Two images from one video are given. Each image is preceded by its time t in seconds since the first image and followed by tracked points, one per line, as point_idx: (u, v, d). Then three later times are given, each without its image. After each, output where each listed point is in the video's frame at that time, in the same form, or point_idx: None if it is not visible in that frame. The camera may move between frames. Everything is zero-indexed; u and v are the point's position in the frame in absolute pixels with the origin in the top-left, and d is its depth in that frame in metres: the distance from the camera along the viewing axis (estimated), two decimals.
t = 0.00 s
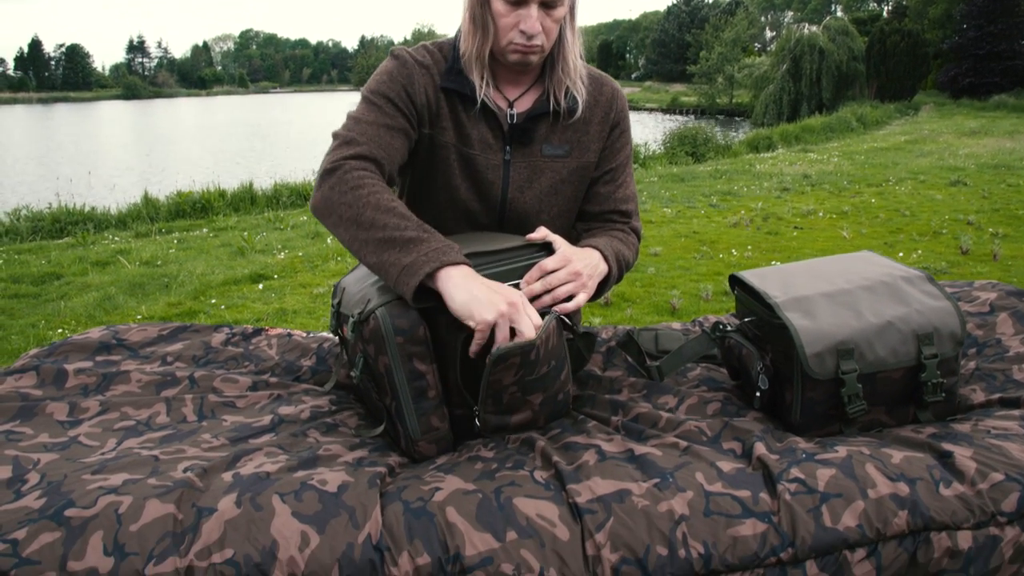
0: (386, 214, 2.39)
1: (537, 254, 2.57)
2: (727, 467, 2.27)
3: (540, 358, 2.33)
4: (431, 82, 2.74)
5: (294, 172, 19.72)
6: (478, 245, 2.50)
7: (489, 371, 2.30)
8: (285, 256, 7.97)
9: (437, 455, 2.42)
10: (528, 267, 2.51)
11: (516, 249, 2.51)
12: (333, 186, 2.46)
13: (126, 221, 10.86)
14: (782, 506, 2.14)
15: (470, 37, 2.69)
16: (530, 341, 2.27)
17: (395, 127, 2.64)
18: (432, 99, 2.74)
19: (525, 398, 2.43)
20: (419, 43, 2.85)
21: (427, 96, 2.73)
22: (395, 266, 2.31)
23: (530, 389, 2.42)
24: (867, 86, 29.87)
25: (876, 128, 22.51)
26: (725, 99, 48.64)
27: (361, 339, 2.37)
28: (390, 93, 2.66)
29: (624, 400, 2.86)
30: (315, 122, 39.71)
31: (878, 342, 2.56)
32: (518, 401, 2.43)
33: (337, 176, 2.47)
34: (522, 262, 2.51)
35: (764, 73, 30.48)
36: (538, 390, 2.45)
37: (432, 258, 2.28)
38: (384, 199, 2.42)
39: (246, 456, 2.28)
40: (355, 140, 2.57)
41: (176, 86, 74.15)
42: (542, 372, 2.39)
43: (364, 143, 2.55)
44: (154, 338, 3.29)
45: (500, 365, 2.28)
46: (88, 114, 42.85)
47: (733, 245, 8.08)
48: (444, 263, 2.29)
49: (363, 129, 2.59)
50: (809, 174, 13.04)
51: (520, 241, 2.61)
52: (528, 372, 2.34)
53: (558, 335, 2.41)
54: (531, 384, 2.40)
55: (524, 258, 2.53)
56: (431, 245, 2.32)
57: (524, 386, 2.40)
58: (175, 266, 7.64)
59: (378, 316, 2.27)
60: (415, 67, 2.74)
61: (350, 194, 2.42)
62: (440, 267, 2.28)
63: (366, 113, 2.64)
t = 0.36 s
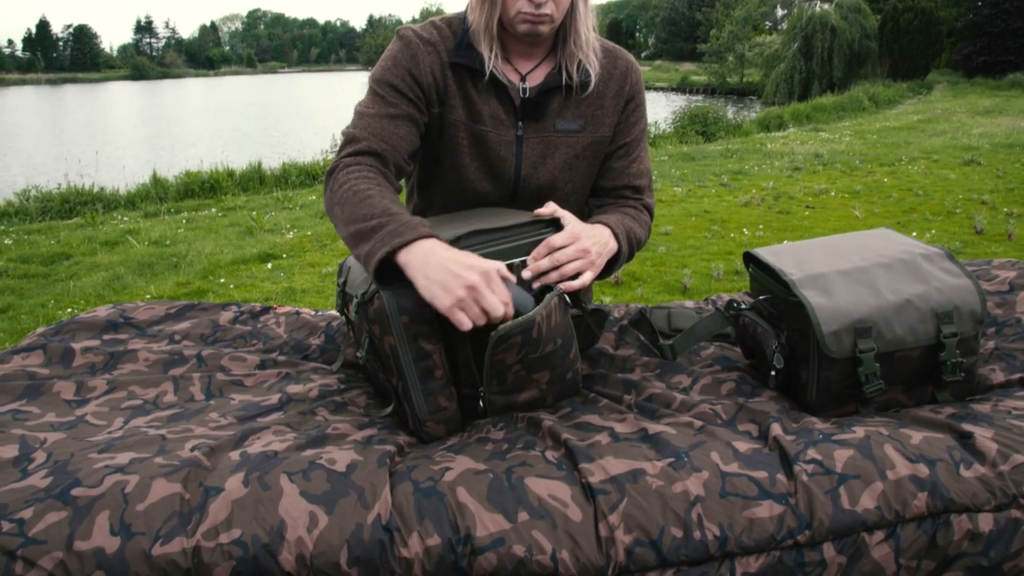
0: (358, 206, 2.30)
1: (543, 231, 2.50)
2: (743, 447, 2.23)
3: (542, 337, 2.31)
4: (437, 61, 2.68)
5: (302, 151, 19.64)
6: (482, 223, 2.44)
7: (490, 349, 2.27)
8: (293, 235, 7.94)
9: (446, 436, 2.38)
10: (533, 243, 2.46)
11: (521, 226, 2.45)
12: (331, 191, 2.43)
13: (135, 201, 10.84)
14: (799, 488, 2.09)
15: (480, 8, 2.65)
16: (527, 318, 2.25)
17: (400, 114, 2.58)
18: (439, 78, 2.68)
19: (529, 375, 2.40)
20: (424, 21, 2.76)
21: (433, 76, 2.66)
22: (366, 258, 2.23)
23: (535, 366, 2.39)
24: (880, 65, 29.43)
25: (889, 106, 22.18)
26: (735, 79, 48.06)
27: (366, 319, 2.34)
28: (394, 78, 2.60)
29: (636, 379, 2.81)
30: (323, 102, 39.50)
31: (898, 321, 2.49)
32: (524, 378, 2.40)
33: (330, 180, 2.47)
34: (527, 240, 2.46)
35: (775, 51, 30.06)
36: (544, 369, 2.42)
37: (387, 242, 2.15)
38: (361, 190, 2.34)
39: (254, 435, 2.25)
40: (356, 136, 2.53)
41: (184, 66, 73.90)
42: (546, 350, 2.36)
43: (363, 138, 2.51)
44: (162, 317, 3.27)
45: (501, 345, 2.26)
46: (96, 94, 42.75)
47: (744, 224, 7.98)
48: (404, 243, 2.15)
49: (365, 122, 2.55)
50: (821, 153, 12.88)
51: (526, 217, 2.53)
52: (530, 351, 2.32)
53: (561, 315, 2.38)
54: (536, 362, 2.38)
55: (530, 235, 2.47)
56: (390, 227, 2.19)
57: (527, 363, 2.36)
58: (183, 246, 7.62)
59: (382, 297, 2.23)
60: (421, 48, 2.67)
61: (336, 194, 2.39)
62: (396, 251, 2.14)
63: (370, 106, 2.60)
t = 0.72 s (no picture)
0: (353, 175, 2.22)
1: (554, 214, 2.42)
2: (750, 430, 2.20)
3: (549, 320, 2.29)
4: (436, 38, 2.64)
5: (307, 133, 19.55)
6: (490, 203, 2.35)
7: (496, 333, 2.26)
8: (298, 217, 7.90)
9: (450, 419, 2.36)
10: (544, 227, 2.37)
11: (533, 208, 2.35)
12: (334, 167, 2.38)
13: (139, 183, 10.81)
14: (808, 472, 2.06)
15: None
16: (534, 301, 2.24)
17: (401, 91, 2.55)
18: (438, 55, 2.64)
19: (537, 359, 2.38)
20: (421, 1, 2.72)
21: (432, 54, 2.63)
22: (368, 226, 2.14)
23: (541, 350, 2.37)
24: (889, 46, 29.08)
25: (897, 89, 21.93)
26: (742, 61, 47.58)
27: (372, 301, 2.31)
28: (394, 57, 2.57)
29: (642, 362, 2.78)
30: (328, 84, 39.29)
31: (907, 302, 2.45)
32: (531, 363, 2.38)
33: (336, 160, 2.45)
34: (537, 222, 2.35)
35: (783, 33, 29.72)
36: (550, 353, 2.40)
37: (384, 200, 2.05)
38: (358, 161, 2.27)
39: (256, 418, 2.23)
40: (360, 114, 2.50)
41: (188, 48, 73.51)
42: (551, 334, 2.34)
43: (366, 116, 2.48)
44: (163, 299, 3.25)
45: (507, 329, 2.25)
46: (101, 76, 42.58)
47: (750, 207, 7.91)
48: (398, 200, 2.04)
49: (368, 101, 2.52)
50: (828, 135, 12.75)
51: (537, 199, 2.46)
52: (536, 335, 2.30)
53: (570, 300, 2.36)
54: (541, 346, 2.36)
55: (541, 218, 2.36)
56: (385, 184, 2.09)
57: (534, 348, 2.35)
58: (188, 228, 7.60)
59: (390, 278, 2.19)
60: (419, 26, 2.64)
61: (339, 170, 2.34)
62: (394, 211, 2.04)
63: (371, 84, 2.57)
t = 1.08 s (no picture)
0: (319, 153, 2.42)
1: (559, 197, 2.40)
2: (757, 417, 2.18)
3: (552, 306, 2.28)
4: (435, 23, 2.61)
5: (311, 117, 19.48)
6: (495, 188, 2.33)
7: (499, 321, 2.25)
8: (302, 201, 7.87)
9: (454, 404, 2.34)
10: (549, 211, 2.34)
11: (537, 192, 2.33)
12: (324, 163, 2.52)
13: (143, 167, 10.77)
14: (815, 458, 2.04)
15: None
16: (537, 286, 2.23)
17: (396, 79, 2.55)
18: (436, 41, 2.61)
19: (540, 345, 2.36)
20: None
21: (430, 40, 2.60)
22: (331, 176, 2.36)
23: (544, 336, 2.35)
24: (896, 30, 28.76)
25: (905, 73, 21.71)
26: (748, 45, 47.15)
27: (375, 286, 2.28)
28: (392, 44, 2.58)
29: (648, 347, 2.75)
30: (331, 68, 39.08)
31: (916, 289, 2.41)
32: (534, 348, 2.37)
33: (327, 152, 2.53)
34: (542, 207, 2.34)
35: (789, 17, 29.43)
36: (553, 339, 2.38)
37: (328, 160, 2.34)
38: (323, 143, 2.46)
39: (258, 402, 2.22)
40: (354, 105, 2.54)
41: (191, 31, 73.15)
42: (554, 320, 2.32)
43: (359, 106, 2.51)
44: (166, 283, 3.23)
45: (510, 314, 2.23)
46: (104, 60, 42.38)
47: (756, 192, 7.85)
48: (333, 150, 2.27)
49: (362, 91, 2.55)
50: (834, 120, 12.64)
51: (541, 182, 2.43)
52: (540, 319, 2.28)
53: (574, 284, 2.35)
54: (544, 332, 2.34)
55: (546, 202, 2.35)
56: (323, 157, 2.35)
57: (537, 334, 2.33)
58: (191, 212, 7.58)
59: (393, 262, 2.17)
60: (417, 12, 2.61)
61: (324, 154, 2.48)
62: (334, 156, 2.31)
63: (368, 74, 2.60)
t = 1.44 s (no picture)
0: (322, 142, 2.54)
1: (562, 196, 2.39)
2: (763, 418, 2.16)
3: (555, 305, 2.27)
4: (433, 23, 2.65)
5: (314, 117, 19.49)
6: (499, 187, 2.32)
7: (503, 320, 2.24)
8: (305, 201, 7.87)
9: (458, 405, 2.34)
10: (551, 210, 2.33)
11: (540, 192, 2.31)
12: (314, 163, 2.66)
13: (147, 167, 10.79)
14: (821, 460, 2.03)
15: None
16: (539, 286, 2.22)
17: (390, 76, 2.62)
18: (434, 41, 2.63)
19: (543, 345, 2.36)
20: None
21: (427, 40, 2.64)
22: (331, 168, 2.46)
23: (547, 336, 2.34)
24: (900, 28, 28.65)
25: (909, 71, 21.64)
26: (752, 43, 47.03)
27: (379, 286, 2.26)
28: (390, 45, 2.66)
29: (653, 347, 2.74)
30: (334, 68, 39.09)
31: (921, 287, 2.39)
32: (537, 349, 2.36)
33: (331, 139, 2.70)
34: (546, 205, 2.33)
35: (793, 15, 29.34)
36: (556, 339, 2.37)
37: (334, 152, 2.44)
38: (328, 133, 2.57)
39: (262, 404, 2.22)
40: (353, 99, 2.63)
41: (195, 31, 73.21)
42: (558, 320, 2.31)
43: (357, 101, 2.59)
44: (170, 284, 3.23)
45: (513, 315, 2.23)
46: (108, 61, 42.42)
47: (760, 190, 7.82)
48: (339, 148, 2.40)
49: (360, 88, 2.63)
50: (838, 119, 12.60)
51: (545, 181, 2.41)
52: (543, 320, 2.28)
53: (577, 284, 2.34)
54: (548, 332, 2.33)
55: (549, 201, 2.34)
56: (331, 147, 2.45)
57: (541, 334, 2.32)
58: (195, 212, 7.59)
59: (397, 262, 2.16)
60: (417, 12, 2.65)
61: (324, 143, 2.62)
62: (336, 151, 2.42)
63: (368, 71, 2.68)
